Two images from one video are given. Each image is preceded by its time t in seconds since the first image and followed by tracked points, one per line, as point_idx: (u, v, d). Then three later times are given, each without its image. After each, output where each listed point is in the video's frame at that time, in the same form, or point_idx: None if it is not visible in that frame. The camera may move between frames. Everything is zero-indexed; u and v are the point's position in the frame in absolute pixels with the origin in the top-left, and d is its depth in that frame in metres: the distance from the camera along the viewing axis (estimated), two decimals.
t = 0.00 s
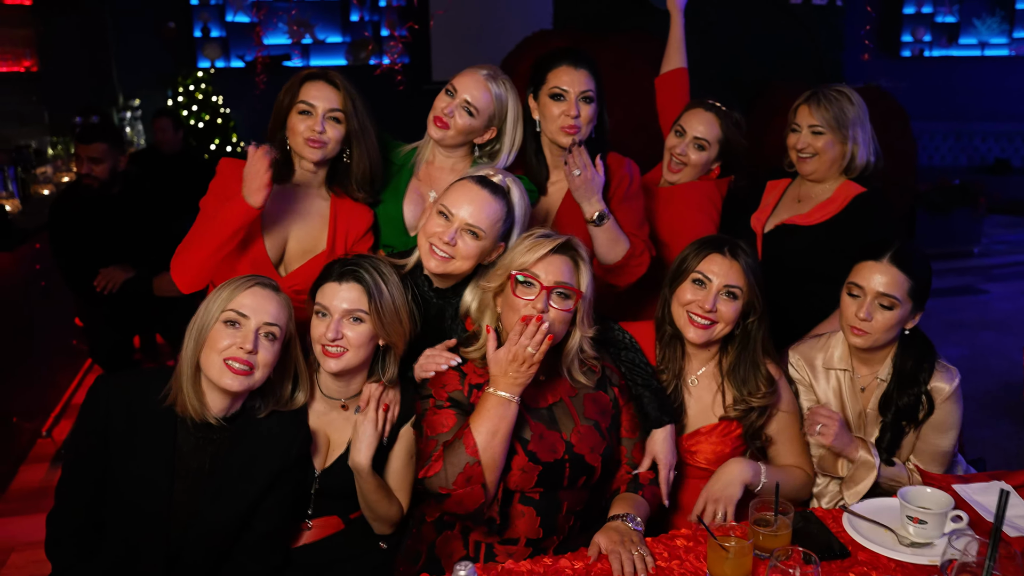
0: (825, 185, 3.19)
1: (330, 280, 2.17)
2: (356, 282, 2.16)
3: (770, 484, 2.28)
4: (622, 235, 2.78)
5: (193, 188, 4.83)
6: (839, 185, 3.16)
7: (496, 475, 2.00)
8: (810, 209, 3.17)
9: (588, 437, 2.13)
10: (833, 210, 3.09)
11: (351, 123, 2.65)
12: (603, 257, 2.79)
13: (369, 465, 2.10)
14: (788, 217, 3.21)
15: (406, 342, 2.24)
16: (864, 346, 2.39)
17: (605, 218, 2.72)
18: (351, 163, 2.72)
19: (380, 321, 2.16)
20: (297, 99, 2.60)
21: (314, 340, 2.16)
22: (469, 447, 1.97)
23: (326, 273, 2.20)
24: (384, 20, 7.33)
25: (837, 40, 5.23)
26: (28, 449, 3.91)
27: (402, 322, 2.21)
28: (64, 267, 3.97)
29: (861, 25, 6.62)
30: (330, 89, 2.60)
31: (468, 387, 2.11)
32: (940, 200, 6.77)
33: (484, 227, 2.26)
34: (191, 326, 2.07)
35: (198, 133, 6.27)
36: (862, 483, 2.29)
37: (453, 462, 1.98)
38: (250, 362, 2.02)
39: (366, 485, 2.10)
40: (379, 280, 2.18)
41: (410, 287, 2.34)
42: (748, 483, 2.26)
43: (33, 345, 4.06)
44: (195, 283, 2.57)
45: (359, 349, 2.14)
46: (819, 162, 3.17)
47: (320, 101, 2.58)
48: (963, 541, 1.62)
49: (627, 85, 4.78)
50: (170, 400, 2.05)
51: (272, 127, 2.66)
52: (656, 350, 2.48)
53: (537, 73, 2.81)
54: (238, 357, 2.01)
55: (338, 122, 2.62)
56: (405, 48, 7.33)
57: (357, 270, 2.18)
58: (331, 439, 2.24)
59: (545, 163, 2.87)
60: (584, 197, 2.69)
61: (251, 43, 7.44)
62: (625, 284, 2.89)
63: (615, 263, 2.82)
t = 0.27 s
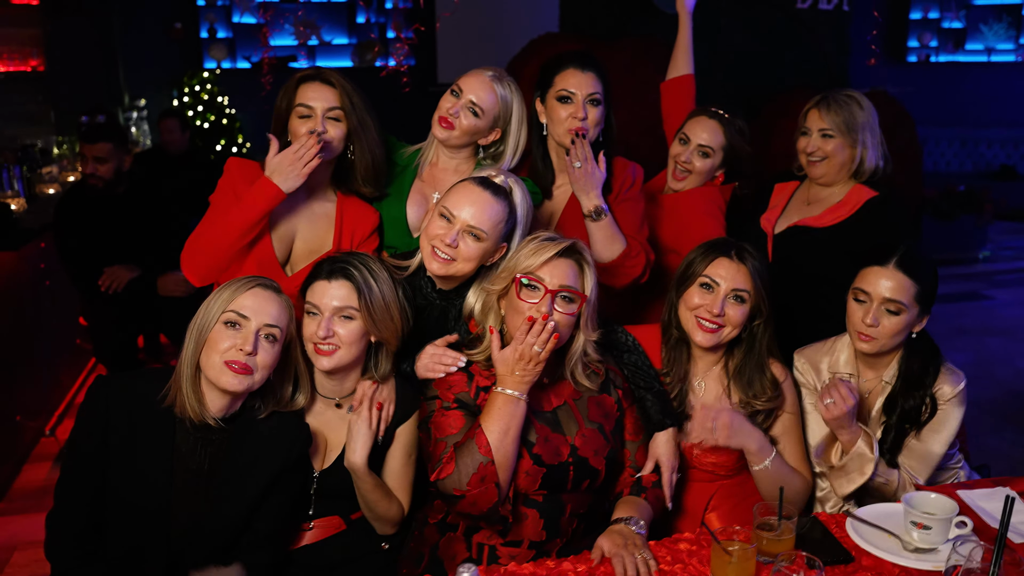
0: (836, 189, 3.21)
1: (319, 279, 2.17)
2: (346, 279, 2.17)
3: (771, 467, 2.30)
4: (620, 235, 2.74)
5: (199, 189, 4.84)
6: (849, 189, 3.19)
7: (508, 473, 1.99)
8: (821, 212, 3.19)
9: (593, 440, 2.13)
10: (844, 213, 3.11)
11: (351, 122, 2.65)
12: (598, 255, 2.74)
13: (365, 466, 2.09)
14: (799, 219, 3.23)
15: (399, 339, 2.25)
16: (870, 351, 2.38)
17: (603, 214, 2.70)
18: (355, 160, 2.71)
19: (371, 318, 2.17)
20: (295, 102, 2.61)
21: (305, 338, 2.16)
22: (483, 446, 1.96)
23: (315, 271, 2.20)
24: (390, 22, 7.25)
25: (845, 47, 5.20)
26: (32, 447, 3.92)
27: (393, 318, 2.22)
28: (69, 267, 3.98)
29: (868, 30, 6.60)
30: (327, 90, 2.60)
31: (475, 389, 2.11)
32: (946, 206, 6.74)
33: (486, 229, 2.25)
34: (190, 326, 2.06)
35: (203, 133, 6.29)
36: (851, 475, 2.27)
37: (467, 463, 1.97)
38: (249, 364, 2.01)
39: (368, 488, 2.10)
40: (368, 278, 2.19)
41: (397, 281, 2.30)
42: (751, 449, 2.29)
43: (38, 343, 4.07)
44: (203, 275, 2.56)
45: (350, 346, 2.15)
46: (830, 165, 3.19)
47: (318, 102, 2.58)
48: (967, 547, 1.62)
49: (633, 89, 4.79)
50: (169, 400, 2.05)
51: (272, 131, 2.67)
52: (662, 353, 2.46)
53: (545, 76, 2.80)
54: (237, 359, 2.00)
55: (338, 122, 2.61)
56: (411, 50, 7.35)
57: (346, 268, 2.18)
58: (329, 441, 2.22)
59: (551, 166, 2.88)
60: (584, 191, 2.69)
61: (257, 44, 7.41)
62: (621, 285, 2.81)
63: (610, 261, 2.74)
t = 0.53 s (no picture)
0: (841, 179, 3.21)
1: (310, 272, 2.17)
2: (336, 272, 2.17)
3: (763, 424, 2.23)
4: (616, 226, 2.73)
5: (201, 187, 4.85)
6: (852, 179, 3.19)
7: (512, 469, 1.99)
8: (826, 201, 3.19)
9: (596, 434, 2.13)
10: (848, 202, 3.12)
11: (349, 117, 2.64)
12: (595, 247, 2.73)
13: (364, 462, 2.08)
14: (803, 209, 3.24)
15: (392, 334, 2.25)
16: (876, 342, 2.38)
17: (598, 205, 2.70)
18: (353, 153, 2.71)
19: (362, 311, 2.17)
20: (290, 101, 2.61)
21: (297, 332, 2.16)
22: (486, 442, 1.97)
23: (306, 266, 2.20)
24: (391, 18, 7.35)
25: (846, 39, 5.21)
26: (36, 447, 3.92)
27: (385, 312, 2.22)
28: (70, 267, 3.98)
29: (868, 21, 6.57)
30: (321, 87, 2.58)
31: (477, 384, 2.11)
32: (949, 197, 6.73)
33: (487, 225, 2.24)
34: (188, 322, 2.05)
35: (204, 132, 6.29)
36: (839, 447, 2.27)
37: (470, 459, 1.97)
38: (247, 363, 2.01)
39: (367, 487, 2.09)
40: (359, 271, 2.18)
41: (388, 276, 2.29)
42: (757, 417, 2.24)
43: (41, 343, 4.08)
44: (213, 276, 2.57)
45: (341, 339, 2.15)
46: (834, 156, 3.19)
47: (313, 100, 2.57)
48: (973, 538, 1.62)
49: (633, 83, 4.78)
50: (168, 400, 2.04)
51: (270, 131, 2.68)
52: (666, 347, 2.49)
53: (545, 71, 2.80)
54: (236, 358, 2.00)
55: (335, 116, 2.60)
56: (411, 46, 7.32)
57: (336, 260, 2.18)
58: (327, 441, 2.22)
59: (551, 162, 2.88)
60: (581, 181, 2.69)
61: (257, 42, 7.44)
62: (618, 278, 2.78)
63: (607, 253, 2.72)
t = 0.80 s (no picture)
0: (842, 174, 3.21)
1: (301, 273, 2.15)
2: (326, 272, 2.14)
3: (751, 409, 2.20)
4: (610, 223, 2.71)
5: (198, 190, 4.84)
6: (850, 174, 3.19)
7: (509, 471, 1.99)
8: (826, 195, 3.20)
9: (595, 434, 2.12)
10: (846, 197, 3.13)
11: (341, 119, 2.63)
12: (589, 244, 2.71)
13: (359, 466, 2.07)
14: (802, 204, 3.24)
15: (385, 334, 2.22)
16: (875, 338, 2.37)
17: (592, 202, 2.68)
18: (348, 154, 2.71)
19: (352, 311, 2.13)
20: (282, 106, 2.60)
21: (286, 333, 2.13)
22: (483, 448, 1.96)
23: (297, 267, 2.18)
24: (387, 19, 7.34)
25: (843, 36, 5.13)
26: (37, 451, 3.92)
27: (376, 313, 2.19)
28: (69, 271, 3.97)
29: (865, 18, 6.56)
30: (313, 90, 2.58)
31: (476, 386, 2.11)
32: (947, 193, 6.72)
33: (485, 229, 2.23)
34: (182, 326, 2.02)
35: (202, 134, 6.28)
36: (833, 435, 2.23)
37: (467, 462, 1.96)
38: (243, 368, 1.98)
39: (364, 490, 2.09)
40: (349, 273, 2.16)
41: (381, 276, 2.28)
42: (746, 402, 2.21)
43: (40, 348, 4.07)
44: (213, 279, 2.54)
45: (331, 341, 2.11)
46: (834, 152, 3.20)
47: (305, 103, 2.57)
48: (976, 534, 1.61)
49: (630, 82, 4.78)
50: (163, 404, 2.02)
51: (266, 138, 2.67)
52: (666, 348, 2.49)
53: (539, 71, 2.80)
54: (232, 363, 1.97)
55: (328, 118, 2.60)
56: (407, 46, 7.24)
57: (326, 260, 2.16)
58: (322, 444, 2.19)
59: (547, 164, 2.88)
60: (576, 177, 2.65)
61: (254, 44, 7.46)
62: (611, 276, 2.76)
63: (600, 250, 2.70)
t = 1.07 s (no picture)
0: (838, 174, 3.21)
1: (296, 278, 2.14)
2: (321, 277, 2.13)
3: (747, 416, 2.17)
4: (606, 223, 2.74)
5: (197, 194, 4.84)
6: (845, 174, 3.19)
7: (505, 483, 1.97)
8: (822, 195, 3.20)
9: (595, 438, 2.12)
10: (842, 196, 3.13)
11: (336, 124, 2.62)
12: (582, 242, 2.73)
13: (357, 474, 2.05)
14: (798, 204, 3.24)
15: (381, 340, 2.20)
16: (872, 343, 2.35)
17: (587, 199, 2.70)
18: (345, 157, 2.70)
19: (346, 316, 2.12)
20: (278, 112, 2.60)
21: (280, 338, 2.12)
22: (473, 460, 1.94)
23: (292, 273, 2.17)
24: (386, 23, 7.33)
25: (840, 35, 5.13)
26: (37, 457, 3.91)
27: (371, 318, 2.17)
28: (67, 277, 3.96)
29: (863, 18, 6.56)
30: (308, 96, 2.57)
31: (474, 391, 2.10)
32: (947, 194, 6.72)
33: (482, 236, 2.21)
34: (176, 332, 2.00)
35: (200, 139, 6.28)
36: (831, 436, 2.22)
37: (462, 471, 1.94)
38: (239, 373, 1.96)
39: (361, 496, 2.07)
40: (344, 278, 2.14)
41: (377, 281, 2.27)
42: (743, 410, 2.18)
43: (39, 353, 4.06)
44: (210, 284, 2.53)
45: (324, 345, 2.10)
46: (835, 152, 3.20)
47: (300, 109, 2.57)
48: (978, 538, 1.60)
49: (628, 84, 4.79)
50: (157, 412, 2.00)
51: (262, 144, 2.67)
52: (664, 351, 2.48)
53: (535, 75, 2.78)
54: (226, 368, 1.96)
55: (324, 123, 2.60)
56: (406, 50, 7.25)
57: (321, 265, 2.15)
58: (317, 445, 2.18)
59: (545, 168, 2.87)
60: (574, 173, 2.67)
61: (252, 48, 7.45)
62: (604, 276, 2.76)
63: (594, 248, 2.72)
